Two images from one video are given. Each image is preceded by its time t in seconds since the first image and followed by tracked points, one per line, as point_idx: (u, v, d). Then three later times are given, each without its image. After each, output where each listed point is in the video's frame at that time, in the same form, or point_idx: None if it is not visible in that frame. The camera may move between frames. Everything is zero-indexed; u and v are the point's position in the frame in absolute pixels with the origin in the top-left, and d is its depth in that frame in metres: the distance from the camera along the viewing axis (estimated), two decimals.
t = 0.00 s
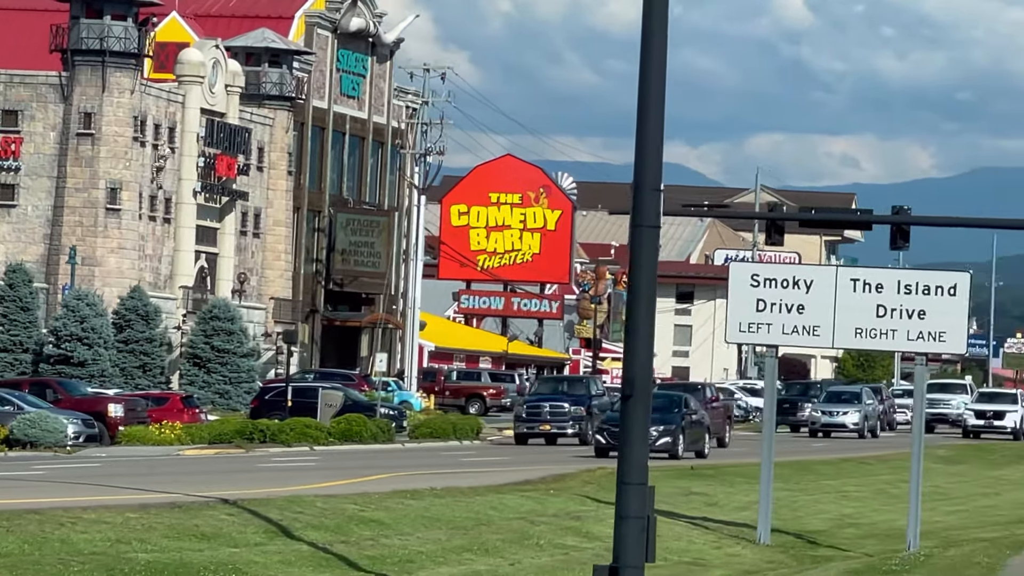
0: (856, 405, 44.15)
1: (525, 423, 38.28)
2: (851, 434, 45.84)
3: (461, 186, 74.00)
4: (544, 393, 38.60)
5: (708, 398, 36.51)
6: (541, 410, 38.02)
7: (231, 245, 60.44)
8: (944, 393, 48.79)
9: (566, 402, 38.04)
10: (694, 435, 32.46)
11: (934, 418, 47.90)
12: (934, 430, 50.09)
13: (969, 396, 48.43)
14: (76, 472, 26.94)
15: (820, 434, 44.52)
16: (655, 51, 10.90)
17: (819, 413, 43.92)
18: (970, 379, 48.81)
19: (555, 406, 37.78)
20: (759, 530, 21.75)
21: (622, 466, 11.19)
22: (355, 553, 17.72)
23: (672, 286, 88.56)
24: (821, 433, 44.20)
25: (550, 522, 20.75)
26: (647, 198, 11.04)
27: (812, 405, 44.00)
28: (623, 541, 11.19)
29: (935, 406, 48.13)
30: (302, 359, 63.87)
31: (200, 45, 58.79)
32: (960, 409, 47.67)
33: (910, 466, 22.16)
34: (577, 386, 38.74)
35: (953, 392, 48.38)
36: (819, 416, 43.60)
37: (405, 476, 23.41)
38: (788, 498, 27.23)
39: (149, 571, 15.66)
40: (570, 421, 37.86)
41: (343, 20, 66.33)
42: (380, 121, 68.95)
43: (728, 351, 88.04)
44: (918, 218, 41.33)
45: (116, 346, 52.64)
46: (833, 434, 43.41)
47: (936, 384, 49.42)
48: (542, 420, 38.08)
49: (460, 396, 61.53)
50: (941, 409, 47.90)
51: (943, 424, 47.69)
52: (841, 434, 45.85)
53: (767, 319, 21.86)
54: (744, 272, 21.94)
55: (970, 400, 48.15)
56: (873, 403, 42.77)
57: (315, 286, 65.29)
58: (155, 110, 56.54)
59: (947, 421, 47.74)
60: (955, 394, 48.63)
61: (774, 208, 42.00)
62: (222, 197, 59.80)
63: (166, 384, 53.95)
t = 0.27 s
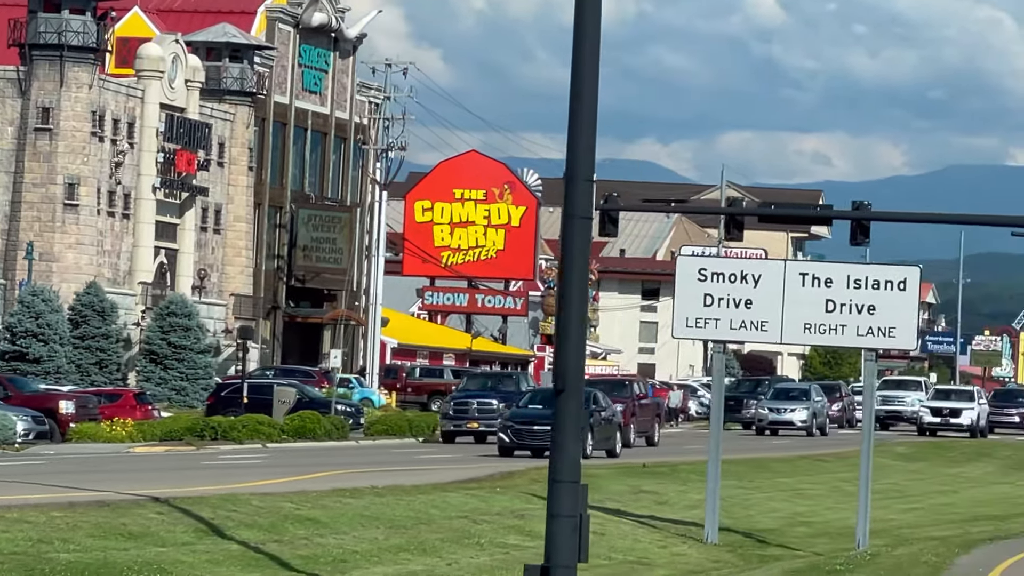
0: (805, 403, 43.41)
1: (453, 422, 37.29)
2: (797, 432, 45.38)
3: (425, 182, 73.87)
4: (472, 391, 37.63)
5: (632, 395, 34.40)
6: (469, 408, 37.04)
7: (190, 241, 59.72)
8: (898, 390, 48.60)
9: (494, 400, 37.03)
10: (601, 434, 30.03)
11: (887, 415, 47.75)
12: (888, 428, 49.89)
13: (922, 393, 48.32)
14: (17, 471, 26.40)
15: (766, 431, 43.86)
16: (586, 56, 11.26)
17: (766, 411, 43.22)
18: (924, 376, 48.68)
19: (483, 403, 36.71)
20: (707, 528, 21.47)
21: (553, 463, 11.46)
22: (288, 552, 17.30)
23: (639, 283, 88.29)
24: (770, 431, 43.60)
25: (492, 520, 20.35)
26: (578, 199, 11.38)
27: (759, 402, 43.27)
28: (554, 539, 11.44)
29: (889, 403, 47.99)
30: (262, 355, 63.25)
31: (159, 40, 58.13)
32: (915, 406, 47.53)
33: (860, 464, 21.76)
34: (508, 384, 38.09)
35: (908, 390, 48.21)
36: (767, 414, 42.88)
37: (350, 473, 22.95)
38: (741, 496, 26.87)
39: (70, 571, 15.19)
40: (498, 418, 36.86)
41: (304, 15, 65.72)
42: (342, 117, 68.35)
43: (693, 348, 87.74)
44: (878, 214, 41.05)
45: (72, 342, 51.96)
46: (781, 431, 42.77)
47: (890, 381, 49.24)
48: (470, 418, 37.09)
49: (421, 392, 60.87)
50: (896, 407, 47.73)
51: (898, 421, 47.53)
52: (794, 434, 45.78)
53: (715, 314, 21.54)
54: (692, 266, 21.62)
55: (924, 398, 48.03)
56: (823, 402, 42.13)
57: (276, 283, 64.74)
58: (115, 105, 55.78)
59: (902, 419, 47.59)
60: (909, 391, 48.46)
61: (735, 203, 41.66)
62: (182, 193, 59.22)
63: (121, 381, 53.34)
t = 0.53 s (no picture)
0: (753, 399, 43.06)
1: (373, 418, 35.90)
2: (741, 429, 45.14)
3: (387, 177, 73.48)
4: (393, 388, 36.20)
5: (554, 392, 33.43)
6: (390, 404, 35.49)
7: (148, 236, 59.01)
8: (851, 385, 48.54)
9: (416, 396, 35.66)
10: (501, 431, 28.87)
11: (841, 411, 47.66)
12: (840, 424, 49.80)
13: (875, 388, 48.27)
14: None
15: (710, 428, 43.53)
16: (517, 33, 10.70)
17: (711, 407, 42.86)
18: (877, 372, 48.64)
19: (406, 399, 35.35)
20: (651, 526, 21.12)
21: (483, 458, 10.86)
22: (215, 551, 16.85)
23: (603, 278, 88.08)
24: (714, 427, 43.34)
25: (431, 518, 19.92)
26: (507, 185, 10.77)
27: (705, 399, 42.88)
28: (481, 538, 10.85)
29: (843, 399, 47.89)
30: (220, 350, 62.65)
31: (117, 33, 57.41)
32: (868, 402, 47.44)
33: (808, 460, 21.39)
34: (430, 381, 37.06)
35: (862, 385, 48.10)
36: (712, 410, 42.53)
37: (290, 470, 22.49)
38: (691, 493, 26.52)
39: None
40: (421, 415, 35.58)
41: (264, 9, 64.98)
42: (302, 111, 67.70)
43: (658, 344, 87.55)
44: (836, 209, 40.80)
45: (25, 337, 51.22)
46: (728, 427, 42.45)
47: (843, 376, 49.15)
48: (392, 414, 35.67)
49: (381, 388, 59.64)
50: (850, 402, 47.63)
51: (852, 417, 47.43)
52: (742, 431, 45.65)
53: (660, 308, 21.17)
54: (637, 259, 21.19)
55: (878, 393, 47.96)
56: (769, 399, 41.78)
57: (235, 278, 64.19)
58: (71, 98, 54.96)
59: (856, 415, 47.48)
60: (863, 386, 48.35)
61: (693, 197, 41.34)
62: (139, 187, 58.53)
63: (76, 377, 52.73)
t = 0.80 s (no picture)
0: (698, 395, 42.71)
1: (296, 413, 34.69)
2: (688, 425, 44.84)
3: (352, 172, 73.62)
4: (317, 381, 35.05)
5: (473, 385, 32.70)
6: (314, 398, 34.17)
7: (108, 230, 58.30)
8: (806, 380, 48.42)
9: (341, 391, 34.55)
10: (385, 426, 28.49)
11: (794, 407, 47.60)
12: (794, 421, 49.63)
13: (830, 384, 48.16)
14: None
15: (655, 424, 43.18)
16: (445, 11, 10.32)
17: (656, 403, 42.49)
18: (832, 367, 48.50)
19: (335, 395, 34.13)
20: (598, 522, 20.77)
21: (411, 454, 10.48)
22: (144, 548, 16.42)
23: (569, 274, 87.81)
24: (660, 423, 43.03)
25: (371, 515, 19.53)
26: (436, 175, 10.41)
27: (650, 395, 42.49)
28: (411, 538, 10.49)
29: (796, 394, 47.76)
30: (180, 344, 62.09)
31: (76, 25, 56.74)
32: (822, 398, 47.35)
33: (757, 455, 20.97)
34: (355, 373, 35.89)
35: (816, 380, 47.99)
36: (656, 406, 42.14)
37: (232, 466, 22.09)
38: (644, 489, 26.20)
39: None
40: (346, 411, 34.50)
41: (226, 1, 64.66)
42: (265, 105, 67.20)
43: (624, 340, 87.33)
44: (797, 203, 40.54)
45: None
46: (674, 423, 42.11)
47: (798, 371, 49.00)
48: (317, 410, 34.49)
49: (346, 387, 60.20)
50: (803, 398, 47.57)
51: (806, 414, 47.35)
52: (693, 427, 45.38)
53: (607, 301, 20.85)
54: (583, 252, 20.88)
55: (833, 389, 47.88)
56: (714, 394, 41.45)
57: (197, 272, 63.45)
58: (29, 91, 54.10)
59: (810, 411, 47.38)
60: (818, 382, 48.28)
61: (652, 191, 41.15)
62: (100, 181, 57.93)
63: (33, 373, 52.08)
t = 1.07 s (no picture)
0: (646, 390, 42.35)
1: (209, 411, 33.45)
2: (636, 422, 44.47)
3: (322, 166, 73.49)
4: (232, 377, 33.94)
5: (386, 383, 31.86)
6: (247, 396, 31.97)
7: (73, 224, 57.49)
8: (764, 375, 48.27)
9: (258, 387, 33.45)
10: (265, 423, 27.68)
11: (750, 402, 47.60)
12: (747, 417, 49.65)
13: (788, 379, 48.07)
14: None
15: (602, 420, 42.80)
16: None
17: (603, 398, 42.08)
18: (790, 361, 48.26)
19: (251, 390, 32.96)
20: (548, 519, 20.43)
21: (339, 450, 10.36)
22: (75, 546, 15.99)
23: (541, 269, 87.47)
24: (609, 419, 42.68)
25: (315, 511, 19.13)
26: (366, 164, 10.27)
27: (598, 389, 42.04)
28: (340, 531, 10.38)
29: (753, 389, 47.68)
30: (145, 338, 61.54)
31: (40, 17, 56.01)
32: (778, 393, 47.30)
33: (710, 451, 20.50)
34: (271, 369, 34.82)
35: (773, 375, 47.89)
36: (603, 402, 41.71)
37: (177, 462, 21.69)
38: (601, 485, 25.85)
39: None
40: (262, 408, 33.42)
41: None
42: (232, 98, 66.59)
43: (595, 335, 87.13)
44: (764, 197, 40.27)
45: None
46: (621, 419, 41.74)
47: (756, 366, 48.80)
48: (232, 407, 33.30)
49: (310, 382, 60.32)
50: (760, 393, 47.51)
51: (763, 409, 47.37)
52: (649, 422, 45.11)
53: (558, 294, 20.47)
54: (533, 243, 20.52)
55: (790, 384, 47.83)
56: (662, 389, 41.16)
57: (163, 267, 62.99)
58: None
59: (766, 407, 47.38)
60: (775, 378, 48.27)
61: (617, 185, 40.92)
62: (64, 173, 57.18)
63: None
